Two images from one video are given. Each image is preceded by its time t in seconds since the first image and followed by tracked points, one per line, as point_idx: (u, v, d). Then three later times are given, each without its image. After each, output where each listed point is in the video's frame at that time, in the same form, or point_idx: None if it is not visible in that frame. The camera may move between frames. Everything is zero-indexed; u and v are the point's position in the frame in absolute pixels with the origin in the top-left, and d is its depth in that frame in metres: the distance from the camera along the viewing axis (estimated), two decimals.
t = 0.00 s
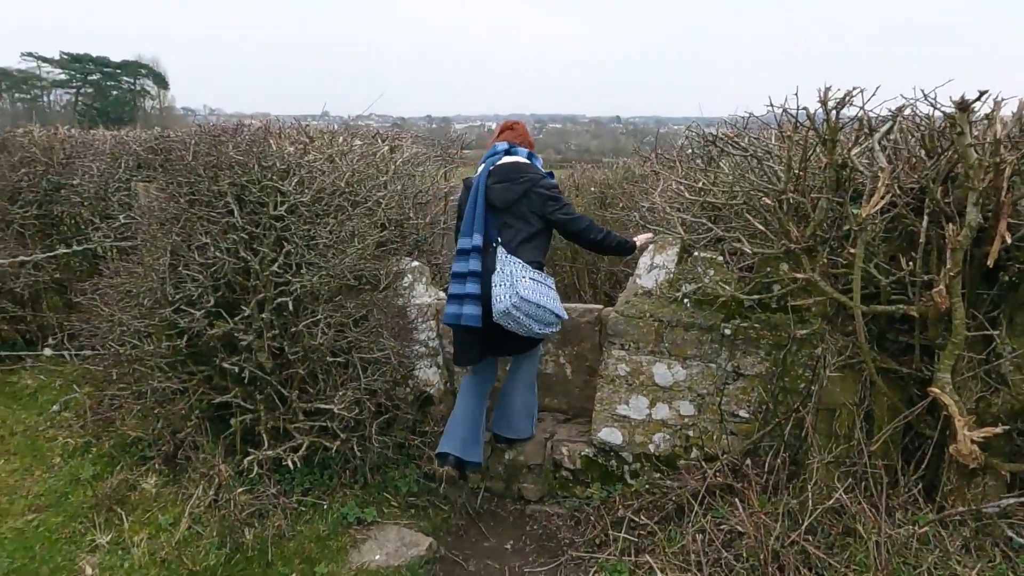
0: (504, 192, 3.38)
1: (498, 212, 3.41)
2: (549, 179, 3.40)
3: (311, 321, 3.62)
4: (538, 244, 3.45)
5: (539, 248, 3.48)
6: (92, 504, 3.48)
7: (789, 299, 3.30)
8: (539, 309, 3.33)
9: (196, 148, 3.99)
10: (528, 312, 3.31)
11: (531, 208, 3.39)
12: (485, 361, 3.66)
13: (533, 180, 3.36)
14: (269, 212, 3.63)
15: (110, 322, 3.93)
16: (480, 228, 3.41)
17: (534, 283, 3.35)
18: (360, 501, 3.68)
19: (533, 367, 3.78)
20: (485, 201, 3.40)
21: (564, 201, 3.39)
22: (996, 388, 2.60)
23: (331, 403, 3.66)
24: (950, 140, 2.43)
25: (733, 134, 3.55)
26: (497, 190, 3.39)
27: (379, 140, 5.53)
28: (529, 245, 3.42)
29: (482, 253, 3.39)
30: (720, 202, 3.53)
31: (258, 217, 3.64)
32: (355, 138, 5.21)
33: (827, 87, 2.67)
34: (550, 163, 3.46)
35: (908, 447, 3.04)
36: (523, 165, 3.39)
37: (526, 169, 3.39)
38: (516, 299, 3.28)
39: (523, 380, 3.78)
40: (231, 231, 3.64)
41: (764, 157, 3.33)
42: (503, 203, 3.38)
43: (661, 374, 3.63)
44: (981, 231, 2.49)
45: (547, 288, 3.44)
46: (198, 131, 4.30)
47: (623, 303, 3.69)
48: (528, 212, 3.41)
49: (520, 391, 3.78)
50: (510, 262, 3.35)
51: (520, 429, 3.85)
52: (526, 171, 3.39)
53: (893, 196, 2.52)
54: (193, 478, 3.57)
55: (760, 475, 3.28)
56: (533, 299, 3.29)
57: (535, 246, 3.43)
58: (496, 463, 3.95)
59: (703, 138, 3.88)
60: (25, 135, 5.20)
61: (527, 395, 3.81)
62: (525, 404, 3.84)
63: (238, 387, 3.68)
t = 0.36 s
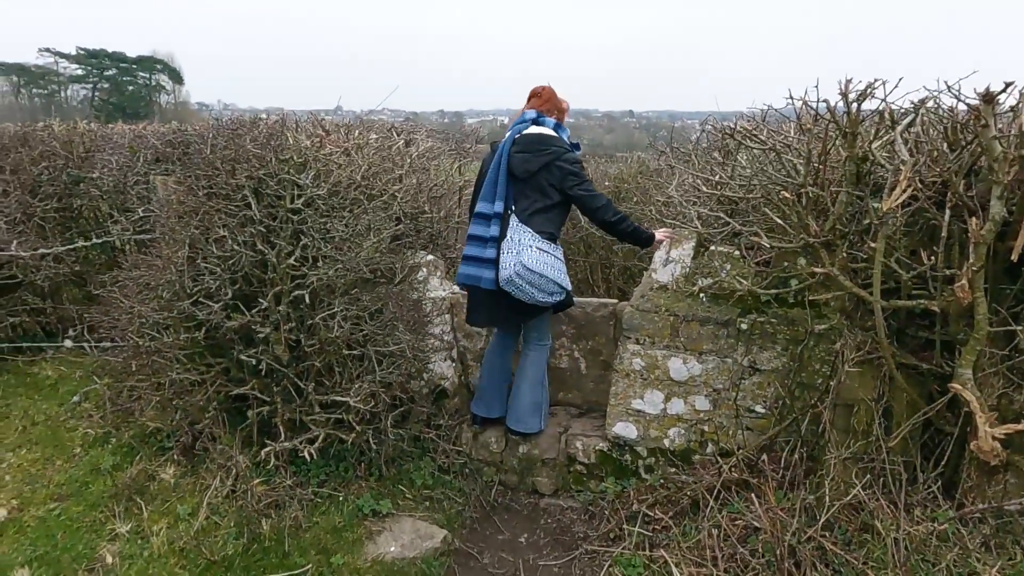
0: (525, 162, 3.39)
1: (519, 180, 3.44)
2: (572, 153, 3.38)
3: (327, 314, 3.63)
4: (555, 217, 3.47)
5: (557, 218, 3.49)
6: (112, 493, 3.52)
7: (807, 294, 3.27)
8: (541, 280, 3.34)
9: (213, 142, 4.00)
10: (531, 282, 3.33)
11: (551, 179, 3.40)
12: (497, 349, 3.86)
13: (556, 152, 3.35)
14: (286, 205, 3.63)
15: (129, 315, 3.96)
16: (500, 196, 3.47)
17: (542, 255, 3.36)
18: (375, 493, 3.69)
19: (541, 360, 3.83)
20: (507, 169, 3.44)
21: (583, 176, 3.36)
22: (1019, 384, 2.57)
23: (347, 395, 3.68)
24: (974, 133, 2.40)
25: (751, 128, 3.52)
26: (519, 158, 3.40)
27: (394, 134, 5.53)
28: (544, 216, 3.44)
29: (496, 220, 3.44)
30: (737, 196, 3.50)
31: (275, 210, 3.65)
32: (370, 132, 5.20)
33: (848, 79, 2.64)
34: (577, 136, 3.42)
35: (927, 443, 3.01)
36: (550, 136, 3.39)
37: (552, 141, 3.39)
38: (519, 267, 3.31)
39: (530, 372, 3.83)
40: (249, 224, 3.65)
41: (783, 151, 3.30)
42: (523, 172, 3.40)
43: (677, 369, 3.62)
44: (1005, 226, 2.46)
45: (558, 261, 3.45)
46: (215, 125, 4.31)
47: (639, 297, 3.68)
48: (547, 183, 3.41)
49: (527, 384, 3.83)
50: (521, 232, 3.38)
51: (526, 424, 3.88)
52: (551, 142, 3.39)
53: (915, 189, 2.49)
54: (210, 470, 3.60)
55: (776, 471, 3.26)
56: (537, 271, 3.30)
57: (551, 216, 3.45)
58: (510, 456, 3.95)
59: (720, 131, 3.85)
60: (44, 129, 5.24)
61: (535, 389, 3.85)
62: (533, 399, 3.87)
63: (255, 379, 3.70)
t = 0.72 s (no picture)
0: (491, 151, 3.48)
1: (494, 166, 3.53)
2: (527, 134, 3.35)
3: (337, 310, 3.64)
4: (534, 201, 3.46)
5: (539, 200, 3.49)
6: (124, 487, 3.55)
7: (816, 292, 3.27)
8: (497, 265, 3.40)
9: (225, 140, 4.02)
10: (489, 268, 3.42)
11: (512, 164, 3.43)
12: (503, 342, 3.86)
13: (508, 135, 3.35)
14: (297, 203, 3.64)
15: (141, 311, 3.97)
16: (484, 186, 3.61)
17: (502, 239, 3.41)
18: (385, 489, 3.71)
19: (536, 356, 3.76)
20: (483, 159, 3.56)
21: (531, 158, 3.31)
22: None
23: (357, 392, 3.69)
24: (986, 131, 2.39)
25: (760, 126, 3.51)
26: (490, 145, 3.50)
27: (403, 131, 5.53)
28: (518, 201, 3.45)
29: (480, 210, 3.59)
30: (747, 194, 3.50)
31: (286, 208, 3.65)
32: (379, 129, 5.21)
33: (859, 76, 2.63)
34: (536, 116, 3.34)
35: (937, 442, 3.01)
36: (507, 121, 3.41)
37: (510, 126, 3.40)
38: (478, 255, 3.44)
39: (527, 366, 3.79)
40: (259, 221, 3.65)
41: (792, 149, 3.29)
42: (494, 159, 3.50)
43: (685, 366, 3.62)
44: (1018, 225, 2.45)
45: (530, 244, 3.42)
46: (225, 123, 4.32)
47: (647, 295, 3.68)
48: (511, 168, 3.45)
49: (523, 379, 3.80)
50: (488, 220, 3.48)
51: (525, 417, 3.88)
52: (509, 126, 3.41)
53: (926, 188, 2.48)
54: (221, 465, 3.62)
55: (784, 469, 3.26)
56: (490, 257, 3.38)
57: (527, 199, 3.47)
58: (518, 453, 3.96)
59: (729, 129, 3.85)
60: (57, 127, 5.27)
61: (532, 384, 3.81)
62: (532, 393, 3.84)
63: (265, 375, 3.72)
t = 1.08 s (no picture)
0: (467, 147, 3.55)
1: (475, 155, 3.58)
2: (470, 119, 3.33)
3: (337, 312, 3.64)
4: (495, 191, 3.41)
5: (501, 186, 3.41)
6: (125, 489, 3.55)
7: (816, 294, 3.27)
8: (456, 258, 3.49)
9: (226, 141, 4.03)
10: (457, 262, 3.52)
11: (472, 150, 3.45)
12: (505, 340, 3.91)
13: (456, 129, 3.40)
14: (297, 205, 3.64)
15: (142, 312, 3.97)
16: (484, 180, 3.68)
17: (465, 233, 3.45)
18: (385, 491, 3.71)
19: (524, 358, 3.77)
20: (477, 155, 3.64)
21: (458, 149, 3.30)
22: None
23: (357, 393, 3.70)
24: (986, 135, 2.39)
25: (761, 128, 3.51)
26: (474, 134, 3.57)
27: (403, 132, 5.53)
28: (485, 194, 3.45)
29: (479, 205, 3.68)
30: (747, 196, 3.50)
31: (286, 210, 3.65)
32: (379, 131, 5.21)
33: (860, 79, 2.63)
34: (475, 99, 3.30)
35: (937, 445, 3.01)
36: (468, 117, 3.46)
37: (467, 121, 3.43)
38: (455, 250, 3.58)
39: (520, 368, 3.80)
40: (260, 223, 3.65)
41: (793, 151, 3.29)
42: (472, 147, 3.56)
43: (685, 368, 3.62)
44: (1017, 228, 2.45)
45: (485, 236, 3.38)
46: (227, 124, 4.32)
47: (647, 297, 3.68)
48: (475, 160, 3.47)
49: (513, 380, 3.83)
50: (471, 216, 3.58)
51: (511, 417, 3.91)
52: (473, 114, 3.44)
53: (926, 191, 2.48)
54: (222, 466, 3.63)
55: (784, 471, 3.27)
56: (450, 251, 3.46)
57: (490, 187, 3.42)
58: (518, 455, 3.96)
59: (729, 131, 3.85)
60: (59, 128, 5.28)
61: (520, 386, 3.82)
62: (520, 395, 3.86)
63: (266, 376, 3.72)
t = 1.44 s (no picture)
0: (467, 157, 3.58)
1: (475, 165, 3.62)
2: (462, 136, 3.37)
3: (331, 320, 3.63)
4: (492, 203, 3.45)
5: (497, 199, 3.43)
6: (117, 498, 3.53)
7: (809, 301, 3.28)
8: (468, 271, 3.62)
9: (220, 149, 4.02)
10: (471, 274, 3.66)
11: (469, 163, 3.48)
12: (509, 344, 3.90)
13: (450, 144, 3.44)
14: (291, 213, 3.63)
15: (135, 320, 3.96)
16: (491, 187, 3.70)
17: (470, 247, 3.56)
18: (379, 498, 3.70)
19: (529, 363, 3.77)
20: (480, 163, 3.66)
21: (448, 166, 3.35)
22: (1019, 393, 2.58)
23: (351, 401, 3.69)
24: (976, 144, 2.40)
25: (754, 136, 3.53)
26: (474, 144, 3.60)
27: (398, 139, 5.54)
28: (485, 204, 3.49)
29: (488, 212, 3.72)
30: (740, 204, 3.51)
31: (281, 218, 3.64)
32: (374, 138, 5.21)
33: (851, 88, 2.65)
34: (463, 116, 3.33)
35: (929, 451, 3.02)
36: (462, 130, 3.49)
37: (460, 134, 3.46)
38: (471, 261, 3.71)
39: (525, 373, 3.80)
40: (254, 231, 3.64)
41: (786, 159, 3.31)
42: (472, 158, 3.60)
43: (679, 375, 3.62)
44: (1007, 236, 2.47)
45: (484, 250, 3.48)
46: (221, 132, 4.32)
47: (642, 304, 3.68)
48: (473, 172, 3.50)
49: (517, 383, 3.83)
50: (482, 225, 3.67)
51: (512, 421, 3.90)
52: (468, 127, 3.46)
53: (917, 199, 2.50)
54: (215, 474, 3.62)
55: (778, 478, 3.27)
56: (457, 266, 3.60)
57: (487, 199, 3.45)
58: (513, 462, 3.96)
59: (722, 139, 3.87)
60: (53, 136, 5.27)
61: (523, 390, 3.83)
62: (522, 399, 3.85)
63: (260, 384, 3.71)
